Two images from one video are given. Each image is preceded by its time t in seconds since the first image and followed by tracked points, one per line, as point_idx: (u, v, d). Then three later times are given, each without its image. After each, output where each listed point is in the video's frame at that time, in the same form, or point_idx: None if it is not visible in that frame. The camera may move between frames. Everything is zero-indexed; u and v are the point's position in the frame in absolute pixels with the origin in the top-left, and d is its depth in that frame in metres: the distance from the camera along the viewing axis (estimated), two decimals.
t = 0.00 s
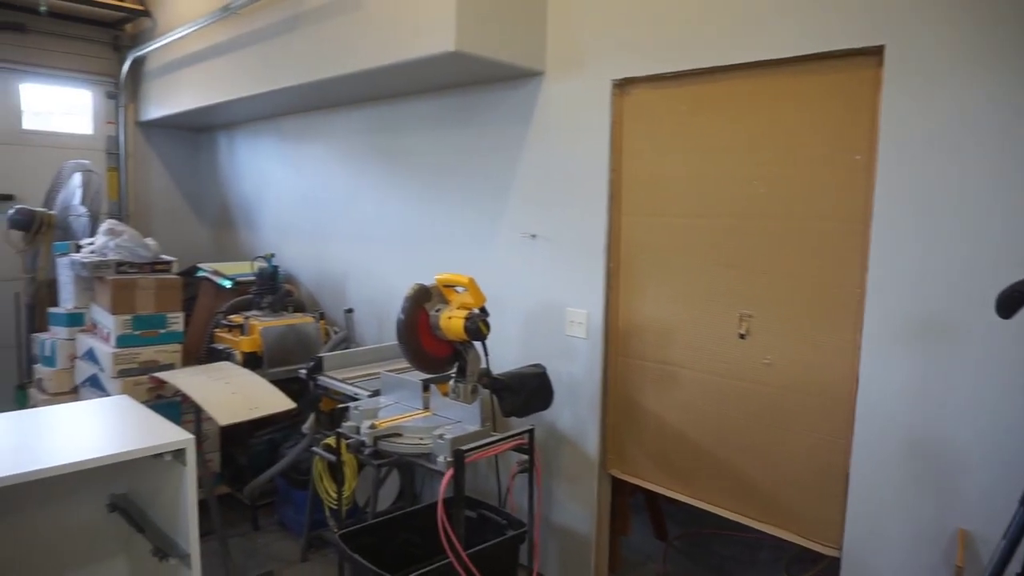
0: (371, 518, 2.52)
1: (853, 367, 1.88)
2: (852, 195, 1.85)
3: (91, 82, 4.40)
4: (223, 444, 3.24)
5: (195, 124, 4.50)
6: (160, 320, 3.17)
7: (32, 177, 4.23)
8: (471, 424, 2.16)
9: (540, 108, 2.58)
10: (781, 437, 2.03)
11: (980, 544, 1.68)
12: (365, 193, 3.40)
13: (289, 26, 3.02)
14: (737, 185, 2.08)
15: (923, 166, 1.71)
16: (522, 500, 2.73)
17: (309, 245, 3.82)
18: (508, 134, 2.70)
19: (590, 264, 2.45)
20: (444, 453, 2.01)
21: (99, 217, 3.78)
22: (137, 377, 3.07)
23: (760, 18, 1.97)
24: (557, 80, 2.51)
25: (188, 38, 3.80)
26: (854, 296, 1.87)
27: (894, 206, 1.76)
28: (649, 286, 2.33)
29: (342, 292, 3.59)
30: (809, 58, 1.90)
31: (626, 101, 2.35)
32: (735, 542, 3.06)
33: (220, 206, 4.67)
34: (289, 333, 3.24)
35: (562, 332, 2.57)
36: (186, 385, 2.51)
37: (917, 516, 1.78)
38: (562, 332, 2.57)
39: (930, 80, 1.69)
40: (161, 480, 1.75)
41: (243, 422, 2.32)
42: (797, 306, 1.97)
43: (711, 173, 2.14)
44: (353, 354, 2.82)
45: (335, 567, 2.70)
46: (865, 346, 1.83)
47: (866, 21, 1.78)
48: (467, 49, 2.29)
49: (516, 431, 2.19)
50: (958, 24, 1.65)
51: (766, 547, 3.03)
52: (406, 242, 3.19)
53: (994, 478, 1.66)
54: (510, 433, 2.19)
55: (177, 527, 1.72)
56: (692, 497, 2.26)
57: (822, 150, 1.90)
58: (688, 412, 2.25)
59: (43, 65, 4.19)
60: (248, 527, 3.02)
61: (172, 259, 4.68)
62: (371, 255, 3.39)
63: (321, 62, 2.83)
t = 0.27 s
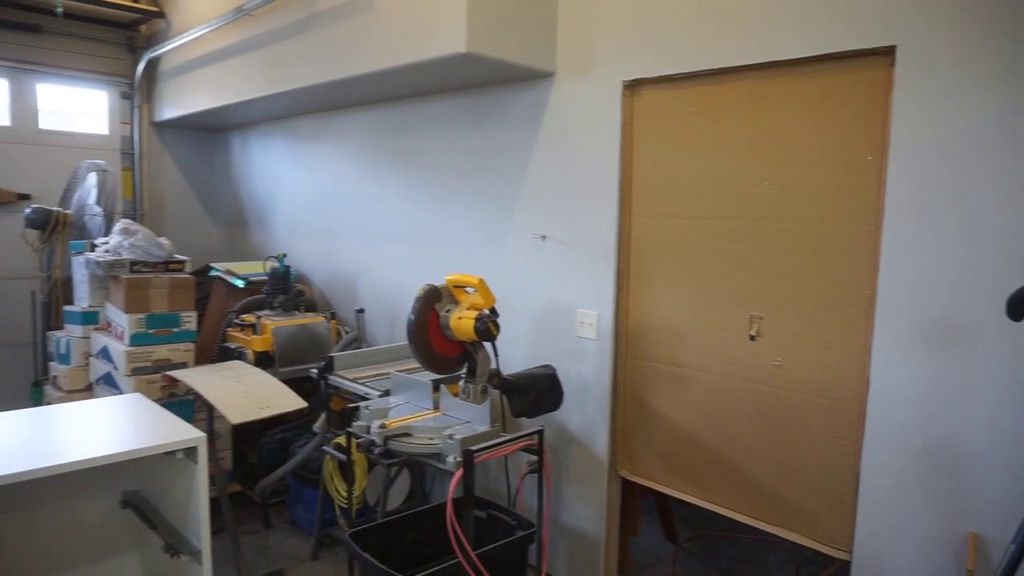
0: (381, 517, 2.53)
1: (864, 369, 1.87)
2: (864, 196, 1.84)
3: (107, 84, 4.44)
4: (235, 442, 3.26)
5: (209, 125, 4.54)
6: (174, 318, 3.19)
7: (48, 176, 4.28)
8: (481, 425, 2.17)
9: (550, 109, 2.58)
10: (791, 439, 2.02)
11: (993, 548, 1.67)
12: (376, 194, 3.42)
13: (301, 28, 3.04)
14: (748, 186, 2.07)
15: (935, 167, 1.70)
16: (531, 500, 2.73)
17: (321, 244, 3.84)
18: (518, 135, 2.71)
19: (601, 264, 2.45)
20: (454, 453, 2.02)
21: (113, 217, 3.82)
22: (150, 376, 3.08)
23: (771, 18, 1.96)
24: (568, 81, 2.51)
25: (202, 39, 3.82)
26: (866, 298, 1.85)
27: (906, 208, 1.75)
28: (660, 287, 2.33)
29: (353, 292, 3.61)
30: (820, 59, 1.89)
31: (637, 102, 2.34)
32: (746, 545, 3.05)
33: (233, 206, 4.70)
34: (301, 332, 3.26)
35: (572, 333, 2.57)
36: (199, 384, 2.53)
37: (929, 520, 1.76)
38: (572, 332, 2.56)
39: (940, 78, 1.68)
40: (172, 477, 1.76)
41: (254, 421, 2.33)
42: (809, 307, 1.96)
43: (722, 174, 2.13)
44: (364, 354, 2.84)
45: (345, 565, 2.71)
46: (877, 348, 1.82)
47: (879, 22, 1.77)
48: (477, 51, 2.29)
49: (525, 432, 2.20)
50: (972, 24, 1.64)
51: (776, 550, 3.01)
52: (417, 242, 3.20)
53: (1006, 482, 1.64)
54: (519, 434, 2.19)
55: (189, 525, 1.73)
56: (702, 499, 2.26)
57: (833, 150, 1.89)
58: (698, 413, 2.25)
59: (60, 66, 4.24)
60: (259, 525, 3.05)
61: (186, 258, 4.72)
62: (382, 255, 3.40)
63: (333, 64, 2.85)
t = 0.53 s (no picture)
0: (393, 518, 2.55)
1: (879, 372, 1.85)
2: (879, 197, 1.83)
3: (124, 87, 4.50)
4: (249, 442, 3.29)
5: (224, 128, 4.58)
6: (189, 320, 3.23)
7: (67, 179, 4.34)
8: (493, 426, 2.17)
9: (563, 111, 2.58)
10: (805, 442, 2.01)
11: (1010, 553, 1.65)
12: (390, 196, 3.43)
13: (315, 31, 3.06)
14: (761, 187, 2.06)
15: (951, 168, 1.68)
16: (544, 502, 2.73)
17: (335, 246, 3.86)
18: (531, 137, 2.71)
19: (613, 266, 2.45)
20: (466, 454, 2.02)
21: (130, 219, 3.87)
22: (166, 376, 3.12)
23: (785, 19, 1.95)
24: (580, 83, 2.51)
25: (218, 43, 3.86)
26: (880, 300, 1.84)
27: (922, 209, 1.73)
28: (672, 289, 2.32)
29: (367, 293, 3.62)
30: (833, 60, 1.88)
31: (650, 103, 2.34)
32: (760, 548, 3.03)
33: (248, 208, 4.74)
34: (314, 334, 3.28)
35: (585, 335, 2.56)
36: (214, 385, 2.55)
37: (944, 524, 1.74)
38: (585, 334, 2.56)
39: (958, 78, 1.67)
40: (188, 476, 1.78)
41: (268, 421, 2.35)
42: (822, 310, 1.95)
43: (734, 175, 2.12)
44: (377, 355, 2.85)
45: (358, 566, 2.72)
46: (892, 350, 1.81)
47: (894, 21, 1.75)
48: (490, 53, 2.30)
49: (538, 434, 2.20)
50: (990, 23, 1.62)
51: (791, 554, 2.99)
52: (430, 244, 3.21)
53: None
54: (531, 435, 2.19)
55: (204, 523, 1.74)
56: (714, 502, 2.24)
57: (847, 152, 1.87)
58: (711, 416, 2.23)
59: (78, 70, 4.30)
60: (273, 525, 3.07)
61: (201, 260, 4.77)
62: (395, 257, 3.42)
63: (347, 67, 2.87)
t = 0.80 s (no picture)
0: (406, 518, 2.56)
1: (895, 375, 1.83)
2: (896, 198, 1.81)
3: (143, 90, 4.56)
4: (264, 442, 3.32)
5: (241, 130, 4.62)
6: (206, 320, 3.26)
7: (87, 181, 4.40)
8: (506, 427, 2.17)
9: (577, 112, 2.58)
10: (820, 445, 1.99)
11: None
12: (404, 197, 3.44)
13: (331, 33, 3.08)
14: (775, 189, 2.05)
15: (969, 168, 1.66)
16: (556, 504, 2.73)
17: (350, 247, 3.88)
18: (545, 138, 2.71)
19: (627, 268, 2.44)
20: (479, 455, 2.03)
21: (148, 220, 3.92)
22: (182, 376, 3.16)
23: (800, 18, 1.94)
24: (594, 84, 2.51)
25: (235, 46, 3.90)
26: (897, 302, 1.82)
27: (939, 210, 1.71)
28: (686, 290, 2.31)
29: (381, 294, 3.64)
30: (849, 60, 1.87)
31: (664, 104, 2.33)
32: (775, 552, 3.00)
33: (265, 209, 4.78)
34: (329, 334, 3.30)
35: (598, 336, 2.56)
36: (230, 384, 2.58)
37: (962, 529, 1.72)
38: (598, 335, 2.56)
39: (977, 77, 1.64)
40: (203, 475, 1.80)
41: (283, 421, 2.37)
42: (838, 312, 1.93)
43: (749, 177, 2.11)
44: (391, 356, 2.86)
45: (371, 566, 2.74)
46: (908, 353, 1.79)
47: (912, 21, 1.74)
48: (504, 55, 2.30)
49: (550, 435, 2.19)
50: (1010, 22, 1.60)
51: (806, 559, 2.96)
52: (444, 245, 3.22)
53: None
54: (544, 437, 2.19)
55: (218, 522, 1.76)
56: (728, 505, 2.23)
57: (864, 153, 1.86)
58: (725, 418, 2.22)
59: (98, 73, 4.35)
60: (288, 524, 3.09)
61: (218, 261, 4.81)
62: (409, 258, 3.43)
63: (363, 68, 2.88)
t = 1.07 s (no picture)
0: (419, 517, 2.56)
1: (912, 378, 1.81)
2: (913, 200, 1.79)
3: (162, 91, 4.61)
4: (279, 440, 3.35)
5: (258, 131, 4.66)
6: (222, 319, 3.29)
7: (107, 180, 4.46)
8: (519, 427, 2.18)
9: (591, 113, 2.57)
10: (835, 449, 1.97)
11: None
12: (419, 197, 3.46)
13: (347, 34, 3.10)
14: (791, 190, 2.03)
15: (989, 170, 1.64)
16: (569, 505, 2.72)
17: (364, 247, 3.90)
18: (560, 139, 2.71)
19: (641, 269, 2.43)
20: (491, 455, 2.03)
21: (167, 220, 3.96)
22: (199, 374, 3.19)
23: (817, 18, 1.92)
24: (609, 85, 2.50)
25: (252, 47, 3.93)
26: (914, 305, 1.80)
27: (958, 212, 1.69)
28: (700, 292, 2.30)
29: (395, 294, 3.66)
30: (867, 61, 1.85)
31: (679, 105, 2.32)
32: (789, 556, 2.97)
33: (281, 209, 4.82)
34: (344, 333, 3.32)
35: (612, 337, 2.55)
36: (245, 383, 2.60)
37: (980, 535, 1.70)
38: (612, 337, 2.55)
39: (998, 78, 1.62)
40: (218, 472, 1.82)
41: (298, 420, 2.39)
42: (854, 314, 1.91)
43: (764, 178, 2.10)
44: (404, 356, 2.88)
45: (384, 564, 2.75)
46: (926, 356, 1.77)
47: (931, 21, 1.72)
48: (519, 56, 2.31)
49: (563, 436, 2.19)
50: None
51: (822, 562, 2.94)
52: (458, 245, 3.23)
53: None
54: (557, 438, 2.19)
55: (232, 519, 1.78)
56: (742, 508, 2.21)
57: (881, 154, 1.84)
58: (739, 421, 2.21)
59: (118, 74, 4.41)
60: (302, 522, 3.11)
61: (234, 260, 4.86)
62: (424, 258, 3.44)
63: (378, 69, 2.90)
